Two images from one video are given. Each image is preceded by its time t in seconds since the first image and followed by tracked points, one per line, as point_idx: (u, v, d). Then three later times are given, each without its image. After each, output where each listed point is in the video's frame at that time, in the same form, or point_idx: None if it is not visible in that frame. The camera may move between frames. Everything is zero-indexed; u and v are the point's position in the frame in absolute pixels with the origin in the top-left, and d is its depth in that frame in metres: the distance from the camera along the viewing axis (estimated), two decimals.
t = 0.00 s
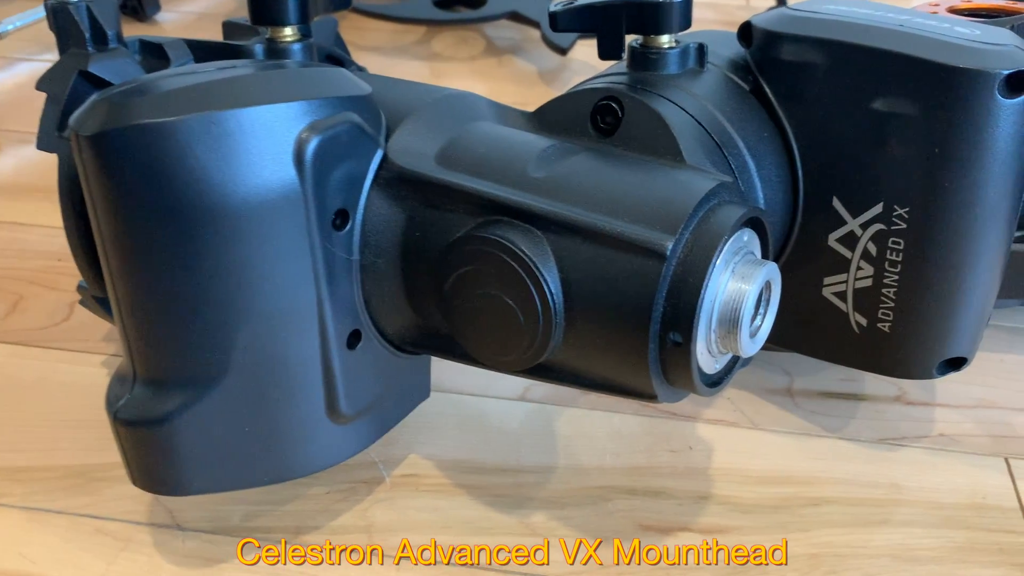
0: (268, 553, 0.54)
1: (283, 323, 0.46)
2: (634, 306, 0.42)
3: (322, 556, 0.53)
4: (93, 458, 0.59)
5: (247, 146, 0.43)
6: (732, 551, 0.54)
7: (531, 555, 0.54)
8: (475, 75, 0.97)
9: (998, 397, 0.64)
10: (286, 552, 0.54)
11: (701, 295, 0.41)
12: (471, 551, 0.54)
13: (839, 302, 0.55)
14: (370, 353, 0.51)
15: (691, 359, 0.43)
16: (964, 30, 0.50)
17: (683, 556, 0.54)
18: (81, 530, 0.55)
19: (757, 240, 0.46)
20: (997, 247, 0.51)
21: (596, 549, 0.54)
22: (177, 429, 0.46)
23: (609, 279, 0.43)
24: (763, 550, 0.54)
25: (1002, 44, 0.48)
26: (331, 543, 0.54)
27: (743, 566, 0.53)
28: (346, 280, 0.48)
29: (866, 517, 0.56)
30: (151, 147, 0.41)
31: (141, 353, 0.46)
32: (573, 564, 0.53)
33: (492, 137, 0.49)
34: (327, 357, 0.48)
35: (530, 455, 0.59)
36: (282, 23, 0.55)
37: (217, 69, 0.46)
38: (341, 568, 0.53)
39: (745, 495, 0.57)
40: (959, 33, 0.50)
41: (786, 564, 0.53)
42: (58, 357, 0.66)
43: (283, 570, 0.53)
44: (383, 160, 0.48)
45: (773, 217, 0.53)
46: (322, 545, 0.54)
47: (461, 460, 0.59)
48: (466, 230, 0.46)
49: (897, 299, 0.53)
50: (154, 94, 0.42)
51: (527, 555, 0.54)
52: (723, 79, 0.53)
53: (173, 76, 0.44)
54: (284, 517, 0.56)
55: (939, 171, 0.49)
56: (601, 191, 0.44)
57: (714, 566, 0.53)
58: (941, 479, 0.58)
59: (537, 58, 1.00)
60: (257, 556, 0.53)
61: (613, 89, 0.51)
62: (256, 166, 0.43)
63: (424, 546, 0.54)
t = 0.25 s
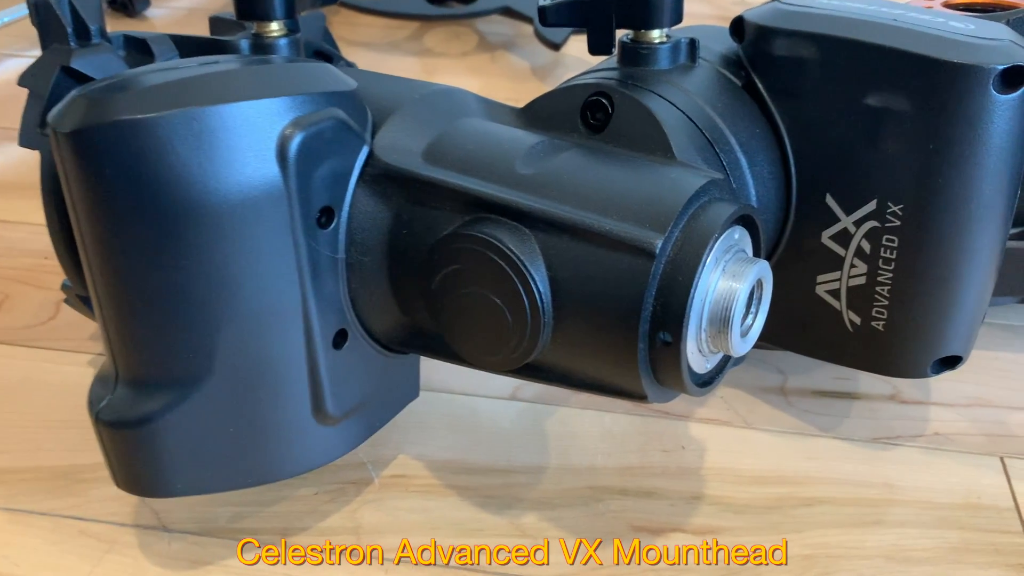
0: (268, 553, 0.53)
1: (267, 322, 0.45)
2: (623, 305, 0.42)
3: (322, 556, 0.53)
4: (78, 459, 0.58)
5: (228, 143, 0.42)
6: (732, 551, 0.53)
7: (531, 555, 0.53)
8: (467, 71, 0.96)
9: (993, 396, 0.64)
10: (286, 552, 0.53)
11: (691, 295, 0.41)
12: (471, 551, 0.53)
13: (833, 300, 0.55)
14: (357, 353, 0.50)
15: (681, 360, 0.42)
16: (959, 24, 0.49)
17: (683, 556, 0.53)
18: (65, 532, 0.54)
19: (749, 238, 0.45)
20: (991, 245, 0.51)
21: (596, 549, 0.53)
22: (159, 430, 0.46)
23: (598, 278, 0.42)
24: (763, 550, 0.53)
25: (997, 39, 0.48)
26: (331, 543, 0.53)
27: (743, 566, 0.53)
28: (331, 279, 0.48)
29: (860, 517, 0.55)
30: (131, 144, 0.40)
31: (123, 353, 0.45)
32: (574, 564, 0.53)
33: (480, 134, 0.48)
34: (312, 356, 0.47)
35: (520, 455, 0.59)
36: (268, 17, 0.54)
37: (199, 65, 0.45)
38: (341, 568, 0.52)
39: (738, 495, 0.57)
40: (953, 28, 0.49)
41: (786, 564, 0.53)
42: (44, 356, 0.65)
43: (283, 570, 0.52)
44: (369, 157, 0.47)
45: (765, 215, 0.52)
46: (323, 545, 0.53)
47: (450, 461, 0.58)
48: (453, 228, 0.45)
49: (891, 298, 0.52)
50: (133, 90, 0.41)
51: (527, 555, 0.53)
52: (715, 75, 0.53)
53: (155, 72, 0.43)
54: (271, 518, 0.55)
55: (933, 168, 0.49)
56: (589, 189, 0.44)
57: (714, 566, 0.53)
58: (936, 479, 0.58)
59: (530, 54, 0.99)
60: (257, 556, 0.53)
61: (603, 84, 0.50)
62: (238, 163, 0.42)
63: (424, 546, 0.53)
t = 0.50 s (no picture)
0: (268, 553, 0.52)
1: (252, 321, 0.44)
2: (615, 304, 0.41)
3: (322, 556, 0.52)
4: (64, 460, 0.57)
5: (211, 139, 0.41)
6: (732, 551, 0.53)
7: (530, 555, 0.52)
8: (461, 66, 0.95)
9: (991, 395, 0.63)
10: (286, 552, 0.52)
11: (683, 294, 0.40)
12: (472, 551, 0.52)
13: (829, 298, 0.54)
14: (346, 353, 0.49)
15: (674, 360, 0.41)
16: (957, 18, 0.49)
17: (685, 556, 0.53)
18: (50, 535, 0.53)
19: (743, 235, 0.45)
20: (990, 241, 0.50)
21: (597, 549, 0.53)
22: (143, 432, 0.45)
23: (589, 276, 0.41)
24: (763, 550, 0.53)
25: (996, 32, 0.47)
26: (331, 543, 0.53)
27: (743, 566, 0.52)
28: (318, 277, 0.47)
29: (856, 518, 0.55)
30: (111, 140, 0.39)
31: (106, 354, 0.44)
32: (574, 564, 0.52)
33: (470, 129, 0.47)
34: (299, 356, 0.47)
35: (513, 456, 0.58)
36: (255, 11, 0.54)
37: (183, 59, 0.44)
38: (341, 568, 0.52)
39: (733, 496, 0.56)
40: (951, 21, 0.48)
41: (787, 564, 0.52)
42: (31, 356, 0.65)
43: (283, 570, 0.51)
44: (356, 153, 0.47)
45: (760, 211, 0.51)
46: (322, 545, 0.53)
47: (442, 461, 0.57)
48: (442, 226, 0.45)
49: (888, 296, 0.52)
50: (114, 85, 0.40)
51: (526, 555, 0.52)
52: (709, 69, 0.52)
53: (137, 67, 0.42)
54: (259, 520, 0.54)
55: (931, 164, 0.48)
56: (580, 185, 0.43)
57: (714, 566, 0.52)
58: (933, 479, 0.57)
59: (524, 49, 0.98)
60: (256, 557, 0.52)
61: (595, 79, 0.49)
62: (220, 160, 0.41)
63: (424, 546, 0.53)
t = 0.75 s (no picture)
0: (268, 552, 0.52)
1: (237, 321, 0.44)
2: (606, 303, 0.40)
3: (323, 556, 0.52)
4: (51, 461, 0.57)
5: (194, 135, 0.40)
6: (732, 551, 0.52)
7: (530, 555, 0.52)
8: (455, 62, 0.95)
9: (988, 393, 0.62)
10: (286, 552, 0.52)
11: (676, 292, 0.39)
12: (472, 551, 0.52)
13: (825, 296, 0.53)
14: (334, 352, 0.49)
15: (666, 359, 0.41)
16: (953, 12, 0.48)
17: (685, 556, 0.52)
18: (36, 538, 0.53)
19: (736, 232, 0.44)
20: (987, 239, 0.49)
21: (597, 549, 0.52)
22: (127, 433, 0.44)
23: (580, 275, 0.41)
24: (763, 550, 0.52)
25: (993, 26, 0.46)
26: (331, 543, 0.52)
27: (743, 566, 0.52)
28: (305, 276, 0.46)
29: (852, 518, 0.54)
30: (92, 136, 0.39)
31: (89, 354, 0.44)
32: (574, 564, 0.51)
33: (460, 125, 0.47)
34: (286, 356, 0.46)
35: (505, 455, 0.57)
36: (242, 5, 0.53)
37: (166, 54, 0.44)
38: (341, 569, 0.51)
39: (728, 496, 0.55)
40: (948, 15, 0.47)
41: (786, 564, 0.52)
42: (18, 355, 0.64)
43: (284, 570, 0.51)
44: (344, 149, 0.46)
45: (754, 208, 0.51)
46: (322, 546, 0.52)
47: (433, 462, 0.57)
48: (431, 223, 0.44)
49: (884, 294, 0.51)
50: (95, 80, 0.40)
51: (527, 555, 0.52)
52: (703, 64, 0.51)
53: (119, 62, 0.42)
54: (248, 521, 0.53)
55: (927, 160, 0.47)
56: (571, 182, 0.42)
57: (714, 566, 0.52)
58: (930, 478, 0.56)
59: (519, 45, 0.97)
60: (257, 557, 0.52)
61: (587, 74, 0.48)
62: (204, 156, 0.41)
63: (424, 546, 0.52)
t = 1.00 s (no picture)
0: (267, 553, 0.51)
1: (225, 322, 0.43)
2: (600, 304, 0.39)
3: (322, 556, 0.51)
4: (38, 463, 0.56)
5: (180, 133, 0.39)
6: (732, 550, 0.52)
7: (530, 555, 0.51)
8: (450, 58, 0.94)
9: (987, 393, 0.62)
10: (286, 552, 0.51)
11: (670, 292, 0.39)
12: (472, 550, 0.51)
13: (822, 295, 0.52)
14: (324, 353, 0.48)
15: (661, 360, 0.40)
16: (952, 6, 0.47)
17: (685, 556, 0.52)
18: (23, 542, 0.52)
19: (732, 231, 0.43)
20: (986, 237, 0.48)
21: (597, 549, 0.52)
22: (113, 436, 0.43)
23: (573, 275, 0.40)
24: (763, 550, 0.52)
25: (992, 21, 0.45)
26: (331, 543, 0.52)
27: (743, 567, 0.51)
28: (293, 276, 0.45)
29: (850, 520, 0.53)
30: (74, 135, 0.38)
31: (74, 356, 0.43)
32: (574, 564, 0.51)
33: (451, 122, 0.46)
34: (275, 357, 0.45)
35: (499, 457, 0.57)
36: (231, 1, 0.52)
37: (152, 51, 0.43)
38: (341, 569, 0.51)
39: (724, 498, 0.55)
40: (947, 10, 0.47)
41: (786, 564, 0.51)
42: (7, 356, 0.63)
43: (284, 570, 0.51)
44: (333, 147, 0.45)
45: (750, 206, 0.50)
46: (323, 545, 0.52)
47: (426, 463, 0.56)
48: (421, 223, 0.43)
49: (882, 293, 0.50)
50: (78, 77, 0.39)
51: (527, 555, 0.51)
52: (699, 60, 0.51)
53: (103, 58, 0.41)
54: (238, 525, 0.53)
55: (926, 157, 0.47)
56: (564, 180, 0.41)
57: (714, 566, 0.51)
58: (929, 479, 0.56)
59: (514, 41, 0.97)
60: (257, 556, 0.51)
61: (581, 70, 0.48)
62: (189, 155, 0.40)
63: (424, 546, 0.52)
